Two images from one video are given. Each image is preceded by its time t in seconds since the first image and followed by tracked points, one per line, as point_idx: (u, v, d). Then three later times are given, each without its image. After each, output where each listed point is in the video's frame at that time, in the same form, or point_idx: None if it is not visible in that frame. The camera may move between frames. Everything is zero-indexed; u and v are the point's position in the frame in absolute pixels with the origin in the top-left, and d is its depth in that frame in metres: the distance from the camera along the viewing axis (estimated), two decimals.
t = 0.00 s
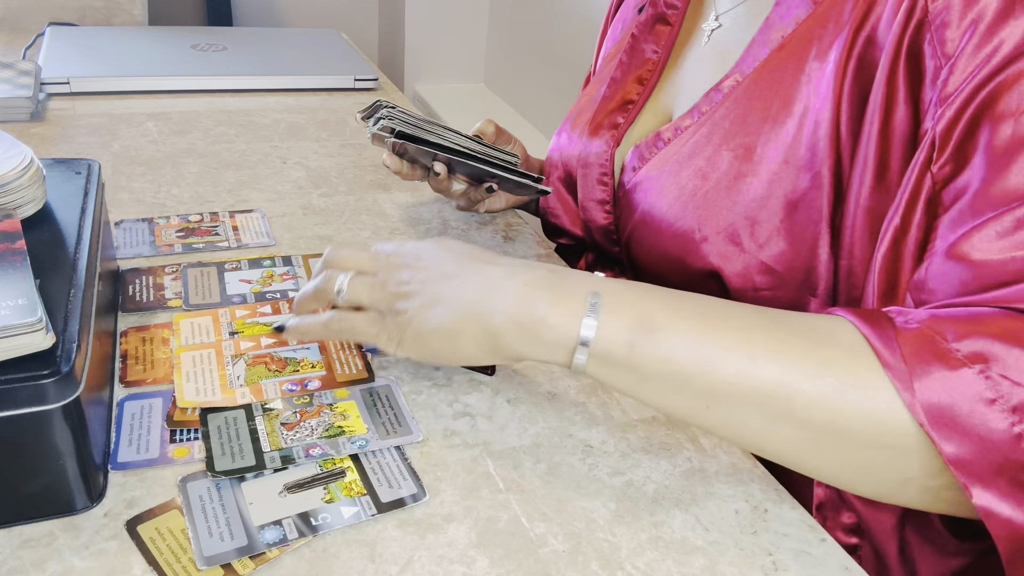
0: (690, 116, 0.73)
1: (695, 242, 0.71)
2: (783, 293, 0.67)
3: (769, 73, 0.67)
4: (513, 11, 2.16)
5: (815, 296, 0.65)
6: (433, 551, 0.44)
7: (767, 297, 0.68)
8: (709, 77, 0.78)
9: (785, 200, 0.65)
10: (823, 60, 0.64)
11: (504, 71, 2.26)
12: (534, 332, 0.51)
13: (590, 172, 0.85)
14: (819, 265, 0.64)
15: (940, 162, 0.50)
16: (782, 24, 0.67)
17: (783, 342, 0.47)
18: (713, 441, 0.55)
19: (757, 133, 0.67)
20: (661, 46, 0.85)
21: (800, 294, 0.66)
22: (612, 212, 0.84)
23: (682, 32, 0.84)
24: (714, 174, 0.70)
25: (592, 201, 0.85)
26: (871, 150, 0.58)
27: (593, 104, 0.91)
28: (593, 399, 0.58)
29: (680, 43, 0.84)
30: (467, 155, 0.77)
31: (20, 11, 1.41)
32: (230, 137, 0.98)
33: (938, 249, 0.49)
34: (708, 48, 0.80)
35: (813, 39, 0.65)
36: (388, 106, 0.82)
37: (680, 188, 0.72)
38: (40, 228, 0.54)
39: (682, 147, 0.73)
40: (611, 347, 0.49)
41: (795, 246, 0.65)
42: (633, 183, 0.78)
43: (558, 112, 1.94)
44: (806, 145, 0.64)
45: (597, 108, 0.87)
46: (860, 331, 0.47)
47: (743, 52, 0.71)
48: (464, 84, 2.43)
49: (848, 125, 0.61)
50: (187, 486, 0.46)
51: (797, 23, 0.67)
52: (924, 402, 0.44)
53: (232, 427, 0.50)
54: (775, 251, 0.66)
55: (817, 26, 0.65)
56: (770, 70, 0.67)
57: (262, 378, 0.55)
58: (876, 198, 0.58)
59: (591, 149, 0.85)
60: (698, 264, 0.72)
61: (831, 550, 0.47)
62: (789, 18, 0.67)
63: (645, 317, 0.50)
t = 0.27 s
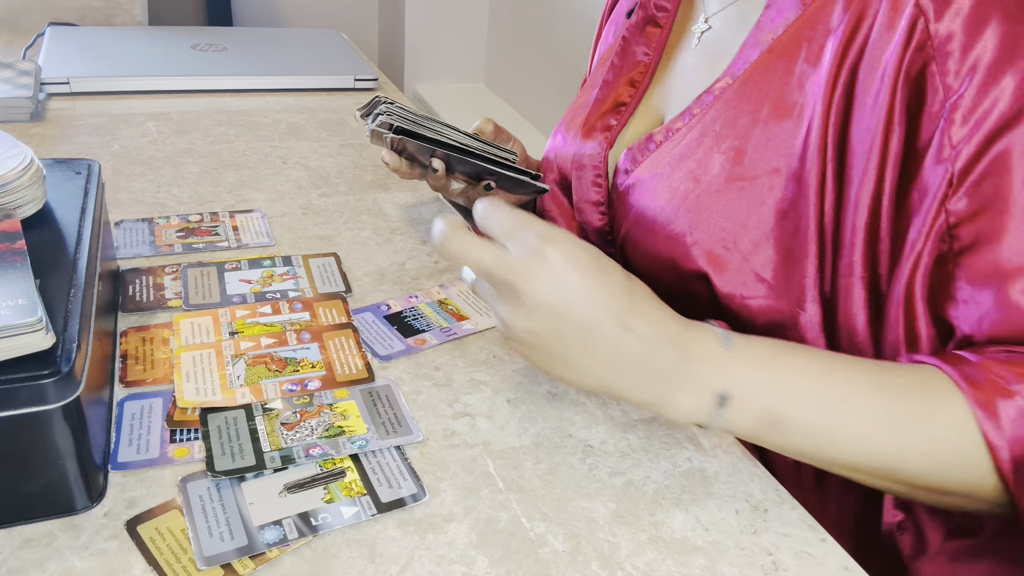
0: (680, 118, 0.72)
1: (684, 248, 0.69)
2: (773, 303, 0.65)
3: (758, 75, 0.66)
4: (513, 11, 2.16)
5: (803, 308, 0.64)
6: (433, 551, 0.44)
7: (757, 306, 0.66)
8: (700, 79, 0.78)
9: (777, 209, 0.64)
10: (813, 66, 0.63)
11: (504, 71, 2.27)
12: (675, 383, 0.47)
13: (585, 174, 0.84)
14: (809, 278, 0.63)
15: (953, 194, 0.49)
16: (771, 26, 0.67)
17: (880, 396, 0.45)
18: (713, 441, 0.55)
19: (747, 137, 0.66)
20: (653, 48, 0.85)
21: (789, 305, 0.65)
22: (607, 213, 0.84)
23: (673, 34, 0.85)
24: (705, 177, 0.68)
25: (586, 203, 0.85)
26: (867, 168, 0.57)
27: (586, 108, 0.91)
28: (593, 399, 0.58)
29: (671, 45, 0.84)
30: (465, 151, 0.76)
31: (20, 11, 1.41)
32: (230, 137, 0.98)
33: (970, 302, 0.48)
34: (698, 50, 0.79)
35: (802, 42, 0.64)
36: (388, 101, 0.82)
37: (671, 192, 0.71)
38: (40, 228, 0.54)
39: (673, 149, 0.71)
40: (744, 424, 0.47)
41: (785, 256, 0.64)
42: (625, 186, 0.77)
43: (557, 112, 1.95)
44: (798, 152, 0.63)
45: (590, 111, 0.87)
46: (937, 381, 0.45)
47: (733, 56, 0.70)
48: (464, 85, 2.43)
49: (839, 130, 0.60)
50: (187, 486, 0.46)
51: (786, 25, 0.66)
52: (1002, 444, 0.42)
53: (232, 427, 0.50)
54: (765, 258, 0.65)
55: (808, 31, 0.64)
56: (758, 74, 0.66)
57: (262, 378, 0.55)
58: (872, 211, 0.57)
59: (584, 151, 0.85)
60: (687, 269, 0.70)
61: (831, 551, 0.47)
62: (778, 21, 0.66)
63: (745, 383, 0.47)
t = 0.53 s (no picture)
0: (696, 117, 0.70)
1: (702, 248, 0.69)
2: (791, 301, 0.66)
3: (776, 73, 0.66)
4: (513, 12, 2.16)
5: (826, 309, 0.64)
6: (433, 551, 0.44)
7: (774, 306, 0.67)
8: (709, 78, 0.78)
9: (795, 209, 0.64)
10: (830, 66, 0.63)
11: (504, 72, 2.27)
12: (812, 474, 0.49)
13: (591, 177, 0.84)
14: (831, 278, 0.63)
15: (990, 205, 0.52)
16: (787, 23, 0.66)
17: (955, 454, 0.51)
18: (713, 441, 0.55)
19: (768, 136, 0.66)
20: (658, 49, 0.84)
21: (809, 303, 0.65)
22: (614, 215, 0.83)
23: (678, 34, 0.84)
24: (725, 177, 0.68)
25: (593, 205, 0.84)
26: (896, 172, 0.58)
27: (591, 110, 0.90)
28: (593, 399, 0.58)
29: (677, 45, 0.84)
30: (466, 151, 0.76)
31: (21, 11, 1.41)
32: (230, 137, 0.98)
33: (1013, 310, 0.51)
34: (705, 51, 0.80)
35: (820, 41, 0.64)
36: (387, 102, 0.81)
37: (689, 191, 0.70)
38: (40, 228, 0.54)
39: (690, 149, 0.71)
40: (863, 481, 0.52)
41: (804, 256, 0.65)
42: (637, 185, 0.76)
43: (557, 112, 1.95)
44: (818, 153, 0.63)
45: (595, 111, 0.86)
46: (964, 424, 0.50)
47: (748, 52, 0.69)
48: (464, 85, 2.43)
49: (861, 133, 0.60)
50: (187, 486, 0.46)
51: (803, 23, 0.65)
52: None
53: (232, 427, 0.50)
54: (784, 258, 0.65)
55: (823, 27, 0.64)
56: (777, 73, 0.66)
57: (262, 378, 0.55)
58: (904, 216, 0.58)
59: (590, 151, 0.84)
60: (702, 268, 0.70)
61: (832, 551, 0.47)
62: (794, 19, 0.66)
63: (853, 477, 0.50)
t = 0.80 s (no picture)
0: (699, 114, 0.70)
1: (706, 244, 0.69)
2: (796, 296, 0.65)
3: (781, 70, 0.66)
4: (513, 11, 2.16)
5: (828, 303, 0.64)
6: (433, 551, 0.44)
7: (778, 301, 0.66)
8: (713, 75, 0.78)
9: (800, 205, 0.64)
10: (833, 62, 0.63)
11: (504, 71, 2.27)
12: (750, 430, 0.50)
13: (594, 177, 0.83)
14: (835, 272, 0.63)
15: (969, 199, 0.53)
16: (790, 20, 0.66)
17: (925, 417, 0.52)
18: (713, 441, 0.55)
19: (770, 133, 0.65)
20: (662, 47, 0.84)
21: (812, 298, 0.64)
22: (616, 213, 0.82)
23: (682, 33, 0.84)
24: (727, 174, 0.68)
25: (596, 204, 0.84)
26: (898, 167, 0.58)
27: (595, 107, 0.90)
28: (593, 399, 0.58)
29: (681, 44, 0.84)
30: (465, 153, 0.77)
31: (21, 11, 1.40)
32: (229, 137, 0.98)
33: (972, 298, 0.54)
34: (710, 49, 0.80)
35: (824, 37, 0.64)
36: (387, 101, 0.82)
37: (692, 188, 0.70)
38: (40, 228, 0.54)
39: (692, 147, 0.70)
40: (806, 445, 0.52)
41: (808, 250, 0.64)
42: (639, 182, 0.75)
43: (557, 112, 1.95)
44: (823, 147, 0.63)
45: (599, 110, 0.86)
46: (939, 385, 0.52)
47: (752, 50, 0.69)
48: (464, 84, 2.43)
49: (862, 129, 0.60)
50: (187, 486, 0.46)
51: (806, 20, 0.65)
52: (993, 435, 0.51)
53: (232, 426, 0.50)
54: (789, 252, 0.65)
55: (825, 23, 0.64)
56: (781, 70, 0.65)
57: (262, 378, 0.55)
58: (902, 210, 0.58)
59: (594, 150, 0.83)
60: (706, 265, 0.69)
61: (832, 551, 0.47)
62: (797, 16, 0.65)
63: (811, 423, 0.51)
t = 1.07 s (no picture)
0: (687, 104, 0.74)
1: (695, 223, 0.71)
2: (787, 268, 0.65)
3: (759, 54, 0.68)
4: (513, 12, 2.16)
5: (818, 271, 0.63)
6: (433, 551, 0.44)
7: (770, 274, 0.67)
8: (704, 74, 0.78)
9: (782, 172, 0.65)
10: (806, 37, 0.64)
11: (504, 71, 2.27)
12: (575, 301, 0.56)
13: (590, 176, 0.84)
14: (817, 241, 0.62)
15: (885, 154, 0.53)
16: (771, 12, 0.69)
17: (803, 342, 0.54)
18: (713, 441, 0.55)
19: (744, 113, 0.68)
20: (656, 48, 0.85)
21: (803, 270, 0.64)
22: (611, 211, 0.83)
23: (677, 34, 0.85)
24: (706, 155, 0.71)
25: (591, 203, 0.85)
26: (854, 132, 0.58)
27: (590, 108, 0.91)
28: (593, 399, 0.58)
29: (675, 44, 0.84)
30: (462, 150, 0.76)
31: (21, 11, 1.40)
32: (230, 137, 0.98)
33: (878, 260, 0.54)
34: (703, 48, 0.80)
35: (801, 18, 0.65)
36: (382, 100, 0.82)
37: (675, 172, 0.73)
38: (40, 228, 0.54)
39: (676, 136, 0.74)
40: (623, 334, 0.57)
41: (792, 220, 0.65)
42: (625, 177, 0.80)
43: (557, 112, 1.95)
44: (796, 116, 0.63)
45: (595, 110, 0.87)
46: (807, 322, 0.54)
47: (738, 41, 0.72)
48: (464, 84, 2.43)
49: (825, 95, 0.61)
50: (187, 486, 0.46)
51: (785, 8, 0.68)
52: (834, 392, 0.52)
53: (232, 427, 0.50)
54: (774, 225, 0.66)
55: (800, 8, 0.66)
56: (760, 53, 0.68)
57: (262, 378, 0.55)
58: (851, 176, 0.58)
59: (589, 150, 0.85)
60: (698, 245, 0.72)
61: (831, 551, 0.47)
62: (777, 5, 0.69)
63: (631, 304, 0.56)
